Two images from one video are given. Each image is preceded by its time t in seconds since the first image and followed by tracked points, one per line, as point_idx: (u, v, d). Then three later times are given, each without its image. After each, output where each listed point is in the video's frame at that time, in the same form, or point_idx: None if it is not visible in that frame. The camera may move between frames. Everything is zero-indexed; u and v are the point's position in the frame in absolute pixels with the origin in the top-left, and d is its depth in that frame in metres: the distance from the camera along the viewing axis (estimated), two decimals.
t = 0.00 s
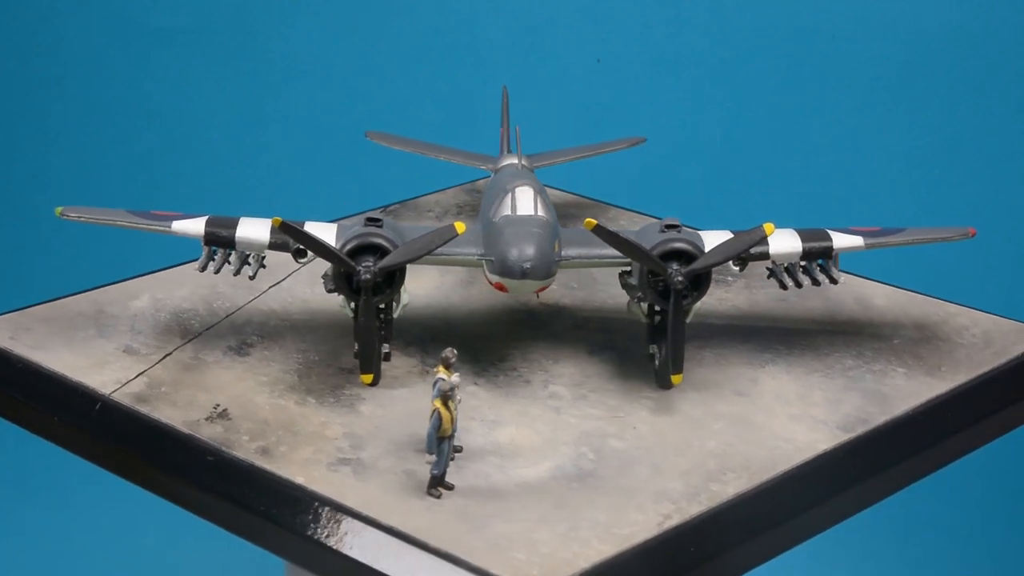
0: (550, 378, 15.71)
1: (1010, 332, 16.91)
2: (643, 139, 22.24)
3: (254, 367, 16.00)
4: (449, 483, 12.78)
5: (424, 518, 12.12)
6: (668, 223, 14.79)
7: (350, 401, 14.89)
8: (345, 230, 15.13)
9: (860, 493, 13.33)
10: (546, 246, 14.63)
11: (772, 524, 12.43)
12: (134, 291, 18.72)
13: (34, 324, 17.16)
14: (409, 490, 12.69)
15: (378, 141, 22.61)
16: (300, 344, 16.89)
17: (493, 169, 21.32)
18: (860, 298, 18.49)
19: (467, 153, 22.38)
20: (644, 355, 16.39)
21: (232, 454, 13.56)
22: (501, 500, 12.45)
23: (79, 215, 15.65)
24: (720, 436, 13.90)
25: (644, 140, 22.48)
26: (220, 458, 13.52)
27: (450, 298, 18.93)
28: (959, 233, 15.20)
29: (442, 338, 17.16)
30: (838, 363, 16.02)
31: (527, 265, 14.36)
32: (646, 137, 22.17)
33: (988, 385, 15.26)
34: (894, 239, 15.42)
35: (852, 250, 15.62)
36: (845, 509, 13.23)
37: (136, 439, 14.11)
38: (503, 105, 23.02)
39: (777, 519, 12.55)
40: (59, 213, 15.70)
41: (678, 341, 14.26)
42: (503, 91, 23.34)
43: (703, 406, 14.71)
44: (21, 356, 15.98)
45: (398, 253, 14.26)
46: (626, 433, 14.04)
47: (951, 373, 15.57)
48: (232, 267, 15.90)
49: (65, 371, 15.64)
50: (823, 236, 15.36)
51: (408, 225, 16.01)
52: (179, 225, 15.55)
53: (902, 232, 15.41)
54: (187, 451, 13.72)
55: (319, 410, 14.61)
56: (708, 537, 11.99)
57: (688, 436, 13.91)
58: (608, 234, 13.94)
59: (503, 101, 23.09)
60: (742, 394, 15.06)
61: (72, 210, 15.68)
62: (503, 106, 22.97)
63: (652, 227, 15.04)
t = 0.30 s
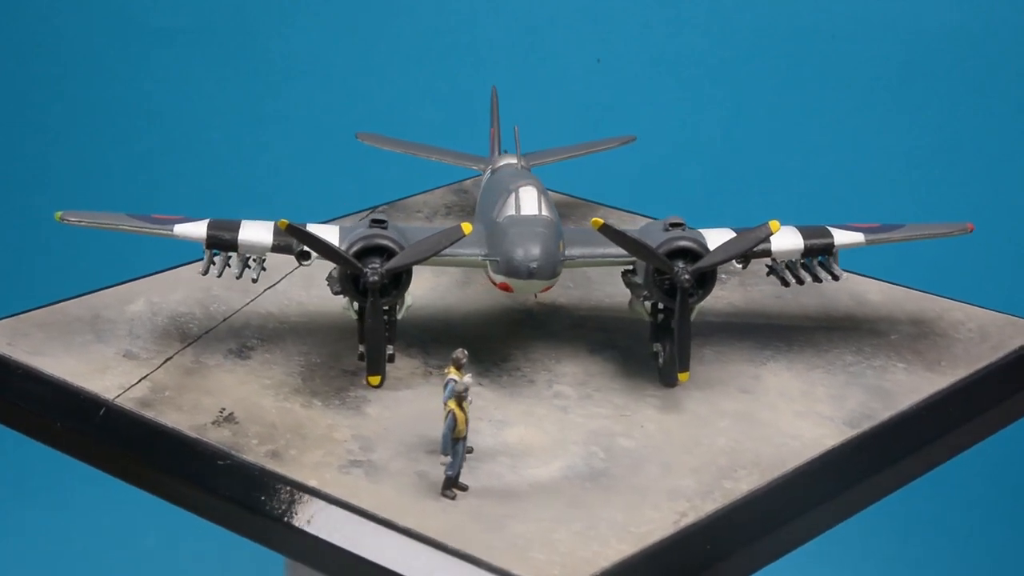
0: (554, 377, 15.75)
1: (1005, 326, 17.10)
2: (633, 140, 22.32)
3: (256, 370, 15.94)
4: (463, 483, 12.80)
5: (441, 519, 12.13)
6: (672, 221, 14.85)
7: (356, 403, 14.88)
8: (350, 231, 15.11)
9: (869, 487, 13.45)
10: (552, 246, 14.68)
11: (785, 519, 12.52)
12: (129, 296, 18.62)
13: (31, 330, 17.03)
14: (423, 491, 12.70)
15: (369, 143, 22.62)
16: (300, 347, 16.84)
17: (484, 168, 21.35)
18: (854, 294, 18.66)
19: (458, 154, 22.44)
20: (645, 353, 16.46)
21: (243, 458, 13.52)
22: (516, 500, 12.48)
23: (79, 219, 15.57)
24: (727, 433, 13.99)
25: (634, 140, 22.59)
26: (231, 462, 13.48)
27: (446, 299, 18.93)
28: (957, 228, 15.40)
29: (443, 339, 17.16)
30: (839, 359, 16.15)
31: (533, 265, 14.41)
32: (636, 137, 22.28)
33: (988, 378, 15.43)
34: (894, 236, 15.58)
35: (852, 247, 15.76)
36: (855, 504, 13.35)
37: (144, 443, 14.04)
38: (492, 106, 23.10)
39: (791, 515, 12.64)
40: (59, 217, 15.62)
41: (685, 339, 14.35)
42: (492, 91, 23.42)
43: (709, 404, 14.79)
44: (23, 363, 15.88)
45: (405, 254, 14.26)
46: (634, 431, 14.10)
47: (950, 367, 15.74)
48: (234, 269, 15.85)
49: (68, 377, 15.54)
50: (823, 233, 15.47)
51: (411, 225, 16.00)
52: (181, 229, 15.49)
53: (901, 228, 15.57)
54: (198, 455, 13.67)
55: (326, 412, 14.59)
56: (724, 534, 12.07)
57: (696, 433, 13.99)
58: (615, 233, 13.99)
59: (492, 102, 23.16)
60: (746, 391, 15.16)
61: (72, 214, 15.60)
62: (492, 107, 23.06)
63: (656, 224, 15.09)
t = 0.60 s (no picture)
0: (558, 377, 15.79)
1: (1000, 320, 17.29)
2: (623, 139, 22.41)
3: (259, 373, 15.90)
4: (477, 484, 12.83)
5: (457, 520, 12.16)
6: (676, 219, 14.92)
7: (362, 405, 14.87)
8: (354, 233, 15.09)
9: (878, 482, 13.57)
10: (557, 245, 14.72)
11: (799, 515, 12.62)
12: (124, 300, 18.50)
13: (28, 336, 16.91)
14: (437, 492, 12.73)
15: (361, 144, 22.64)
16: (301, 349, 16.81)
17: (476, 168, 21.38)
18: (849, 290, 18.80)
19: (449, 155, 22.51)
20: (647, 352, 16.53)
21: (252, 461, 13.48)
22: (530, 500, 12.52)
23: (80, 224, 15.51)
24: (735, 430, 14.08)
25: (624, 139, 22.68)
26: (241, 466, 13.44)
27: (443, 299, 18.93)
28: (956, 223, 15.57)
29: (443, 340, 17.17)
30: (839, 355, 16.28)
31: (539, 264, 14.45)
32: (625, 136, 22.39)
33: (988, 373, 15.60)
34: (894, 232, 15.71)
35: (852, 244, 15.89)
36: (864, 499, 13.47)
37: (150, 448, 13.97)
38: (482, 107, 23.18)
39: (804, 512, 12.74)
40: (59, 221, 15.56)
41: (691, 337, 14.43)
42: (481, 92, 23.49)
43: (714, 401, 14.88)
44: (24, 369, 15.77)
45: (412, 256, 14.27)
46: (642, 430, 14.16)
47: (950, 362, 15.90)
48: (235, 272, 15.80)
49: (70, 383, 15.44)
50: (824, 230, 15.59)
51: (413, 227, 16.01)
52: (183, 232, 15.45)
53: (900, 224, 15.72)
54: (206, 459, 13.62)
55: (333, 415, 14.57)
56: (739, 531, 12.16)
57: (703, 431, 14.08)
58: (622, 232, 14.04)
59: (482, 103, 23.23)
60: (750, 388, 15.26)
61: (72, 218, 15.54)
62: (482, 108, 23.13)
63: (659, 223, 15.16)
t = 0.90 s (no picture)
0: (562, 376, 15.84)
1: (996, 315, 17.47)
2: (612, 138, 22.47)
3: (262, 376, 15.85)
4: (491, 484, 12.86)
5: (475, 521, 12.20)
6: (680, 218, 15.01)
7: (368, 407, 14.86)
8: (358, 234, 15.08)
9: (886, 477, 13.71)
10: (563, 245, 14.76)
11: (811, 511, 12.74)
12: (120, 304, 18.39)
13: (26, 341, 16.79)
14: (452, 494, 12.75)
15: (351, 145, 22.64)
16: (302, 352, 16.76)
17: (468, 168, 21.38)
18: (843, 286, 18.94)
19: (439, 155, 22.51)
20: (648, 350, 16.60)
21: (262, 465, 13.44)
22: (545, 500, 12.57)
23: (80, 228, 15.44)
24: (742, 427, 14.17)
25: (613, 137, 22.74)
26: (250, 469, 13.40)
27: (440, 300, 18.92)
28: (953, 220, 15.86)
29: (444, 340, 17.17)
30: (839, 351, 16.41)
31: (546, 265, 14.49)
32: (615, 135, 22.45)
33: (988, 368, 15.78)
34: (893, 229, 15.86)
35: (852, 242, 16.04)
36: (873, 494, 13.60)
37: (158, 453, 13.90)
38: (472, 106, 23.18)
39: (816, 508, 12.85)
40: (59, 225, 15.50)
41: (698, 335, 14.52)
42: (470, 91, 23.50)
43: (720, 399, 14.97)
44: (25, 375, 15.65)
45: (419, 257, 14.29)
46: (651, 428, 14.23)
47: (949, 358, 16.07)
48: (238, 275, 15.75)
49: (72, 388, 15.33)
50: (823, 227, 15.68)
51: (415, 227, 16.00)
52: (186, 236, 15.40)
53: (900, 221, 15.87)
54: (216, 464, 13.57)
55: (340, 417, 14.56)
56: (754, 528, 12.26)
57: (711, 428, 14.16)
58: (629, 232, 14.10)
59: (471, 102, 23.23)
60: (754, 385, 15.36)
61: (72, 222, 15.47)
62: (472, 107, 23.13)
63: (663, 222, 15.25)
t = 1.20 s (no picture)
0: (566, 376, 15.89)
1: (990, 309, 17.67)
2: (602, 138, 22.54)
3: (265, 379, 15.80)
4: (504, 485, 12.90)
5: (492, 522, 12.23)
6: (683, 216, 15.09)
7: (375, 409, 14.85)
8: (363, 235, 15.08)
9: (893, 471, 13.84)
10: (568, 245, 14.83)
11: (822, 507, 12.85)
12: (116, 309, 18.29)
13: (24, 347, 16.67)
14: (466, 495, 12.78)
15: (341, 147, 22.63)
16: (303, 355, 16.73)
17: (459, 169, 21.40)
18: (837, 283, 19.09)
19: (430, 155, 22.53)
20: (650, 349, 16.67)
21: (273, 468, 13.41)
22: (560, 500, 12.62)
23: (81, 231, 15.38)
24: (750, 424, 14.28)
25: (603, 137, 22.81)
26: (260, 472, 13.36)
27: (437, 301, 18.92)
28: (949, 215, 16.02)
29: (445, 341, 17.18)
30: (839, 348, 16.54)
31: (552, 264, 14.55)
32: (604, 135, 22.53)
33: (986, 362, 15.96)
34: (892, 224, 16.11)
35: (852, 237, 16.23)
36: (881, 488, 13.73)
37: (166, 457, 13.84)
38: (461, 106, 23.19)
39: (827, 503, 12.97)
40: (60, 230, 15.43)
41: (704, 333, 14.62)
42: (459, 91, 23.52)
43: (725, 396, 15.06)
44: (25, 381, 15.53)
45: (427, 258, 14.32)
46: (659, 426, 14.31)
47: (948, 353, 16.24)
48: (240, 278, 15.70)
49: (74, 394, 15.24)
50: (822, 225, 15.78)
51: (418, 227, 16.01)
52: (188, 239, 15.35)
53: (898, 218, 16.12)
54: (225, 467, 13.52)
55: (348, 419, 14.55)
56: (769, 524, 12.36)
57: (719, 426, 14.26)
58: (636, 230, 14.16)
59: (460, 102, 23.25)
60: (758, 383, 15.46)
61: (72, 226, 15.40)
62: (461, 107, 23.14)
63: (665, 220, 15.33)
